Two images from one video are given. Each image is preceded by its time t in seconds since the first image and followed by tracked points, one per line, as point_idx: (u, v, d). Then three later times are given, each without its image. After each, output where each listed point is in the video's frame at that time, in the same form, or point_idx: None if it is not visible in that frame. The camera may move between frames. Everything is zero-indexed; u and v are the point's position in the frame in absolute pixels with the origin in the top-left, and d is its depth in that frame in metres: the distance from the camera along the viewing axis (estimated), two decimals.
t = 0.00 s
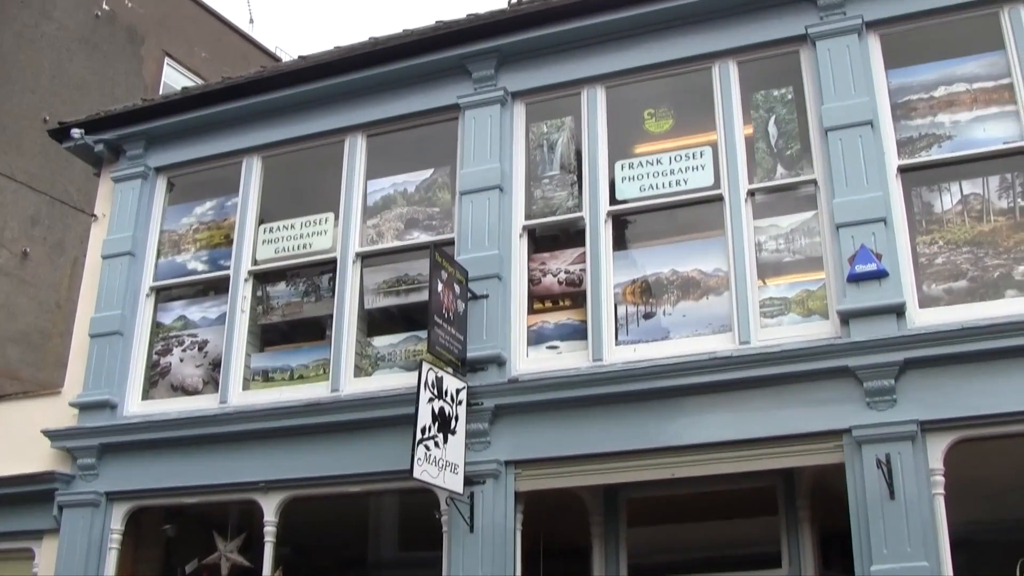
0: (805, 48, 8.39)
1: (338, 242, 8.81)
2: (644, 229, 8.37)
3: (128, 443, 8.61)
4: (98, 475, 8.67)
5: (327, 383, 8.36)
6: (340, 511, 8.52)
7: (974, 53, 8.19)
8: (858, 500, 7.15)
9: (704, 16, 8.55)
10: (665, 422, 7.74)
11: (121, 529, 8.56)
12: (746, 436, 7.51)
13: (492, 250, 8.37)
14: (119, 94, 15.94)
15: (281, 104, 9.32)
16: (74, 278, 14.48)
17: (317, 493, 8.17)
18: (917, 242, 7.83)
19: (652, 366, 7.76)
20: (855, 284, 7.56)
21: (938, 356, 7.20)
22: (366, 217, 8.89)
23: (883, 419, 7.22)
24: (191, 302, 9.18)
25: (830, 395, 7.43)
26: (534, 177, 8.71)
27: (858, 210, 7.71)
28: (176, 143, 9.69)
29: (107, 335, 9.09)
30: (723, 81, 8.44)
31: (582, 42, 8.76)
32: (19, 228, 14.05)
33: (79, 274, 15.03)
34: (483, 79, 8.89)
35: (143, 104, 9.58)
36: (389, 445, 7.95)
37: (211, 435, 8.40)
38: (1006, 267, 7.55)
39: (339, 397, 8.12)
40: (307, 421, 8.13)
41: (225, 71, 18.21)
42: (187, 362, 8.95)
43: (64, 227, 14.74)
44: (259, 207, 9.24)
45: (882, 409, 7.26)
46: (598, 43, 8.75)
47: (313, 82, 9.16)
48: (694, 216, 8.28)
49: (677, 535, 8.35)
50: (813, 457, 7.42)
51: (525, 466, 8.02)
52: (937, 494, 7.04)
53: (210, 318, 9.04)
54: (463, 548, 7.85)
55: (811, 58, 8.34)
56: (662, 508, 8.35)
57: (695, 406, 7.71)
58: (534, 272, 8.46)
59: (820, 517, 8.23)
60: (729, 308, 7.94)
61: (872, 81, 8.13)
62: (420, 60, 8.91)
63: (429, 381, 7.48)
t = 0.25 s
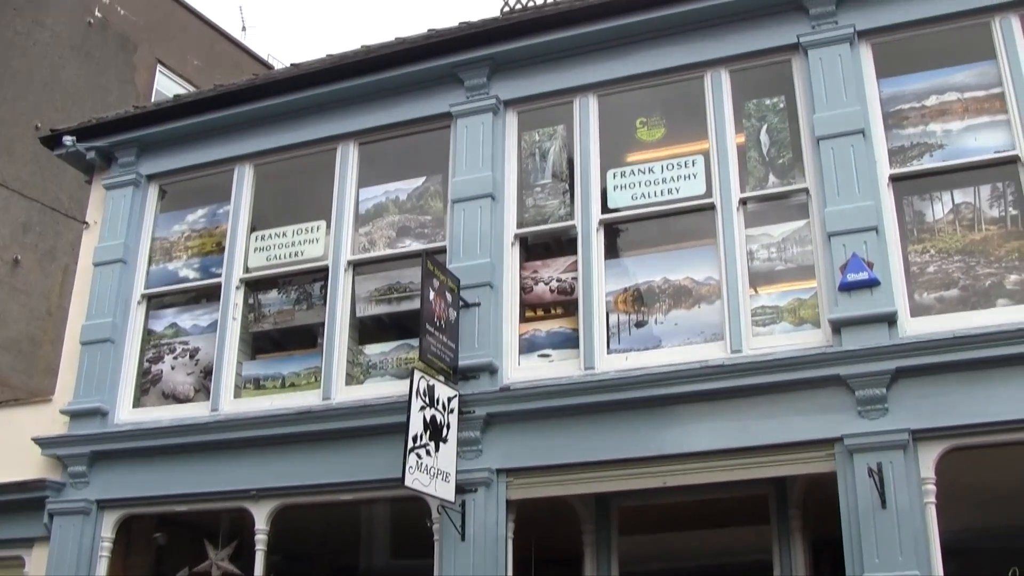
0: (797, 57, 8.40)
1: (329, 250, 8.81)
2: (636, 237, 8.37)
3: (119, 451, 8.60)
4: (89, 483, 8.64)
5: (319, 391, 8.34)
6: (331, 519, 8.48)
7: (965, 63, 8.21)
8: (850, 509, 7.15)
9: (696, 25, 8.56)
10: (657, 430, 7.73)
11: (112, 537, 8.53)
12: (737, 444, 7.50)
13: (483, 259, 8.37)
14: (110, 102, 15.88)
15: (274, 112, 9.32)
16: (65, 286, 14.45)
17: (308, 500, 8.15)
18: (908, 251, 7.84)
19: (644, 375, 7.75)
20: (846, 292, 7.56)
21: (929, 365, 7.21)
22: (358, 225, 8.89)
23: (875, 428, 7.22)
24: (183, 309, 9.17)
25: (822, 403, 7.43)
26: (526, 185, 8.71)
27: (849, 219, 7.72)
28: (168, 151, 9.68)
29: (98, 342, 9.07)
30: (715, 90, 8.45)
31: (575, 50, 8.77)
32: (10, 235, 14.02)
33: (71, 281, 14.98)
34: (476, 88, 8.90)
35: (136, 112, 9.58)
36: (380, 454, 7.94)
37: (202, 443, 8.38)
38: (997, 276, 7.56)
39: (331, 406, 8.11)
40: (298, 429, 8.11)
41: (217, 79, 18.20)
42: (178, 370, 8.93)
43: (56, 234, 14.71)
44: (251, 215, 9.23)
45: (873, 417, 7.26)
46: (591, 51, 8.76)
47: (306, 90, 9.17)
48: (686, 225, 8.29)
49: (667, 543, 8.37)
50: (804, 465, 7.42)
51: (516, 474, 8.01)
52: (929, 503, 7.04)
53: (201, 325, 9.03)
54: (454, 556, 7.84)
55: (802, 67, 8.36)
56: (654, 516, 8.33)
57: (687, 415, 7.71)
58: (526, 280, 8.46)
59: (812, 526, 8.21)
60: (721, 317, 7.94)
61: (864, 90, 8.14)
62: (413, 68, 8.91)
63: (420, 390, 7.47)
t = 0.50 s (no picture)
0: (790, 65, 8.41)
1: (322, 256, 8.80)
2: (629, 245, 8.37)
3: (110, 457, 8.58)
4: (80, 490, 8.62)
5: (311, 398, 8.33)
6: (323, 526, 8.48)
7: (957, 72, 8.23)
8: (842, 516, 7.14)
9: (690, 33, 8.57)
10: (649, 438, 7.73)
11: (102, 543, 8.51)
12: (729, 452, 7.50)
13: (476, 266, 8.37)
14: (103, 108, 15.84)
15: (267, 118, 9.32)
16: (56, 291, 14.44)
17: (300, 507, 8.14)
18: (901, 259, 7.85)
19: (636, 382, 7.76)
20: (839, 301, 7.57)
21: (921, 373, 7.22)
22: (351, 232, 8.88)
23: (867, 436, 7.23)
24: (175, 315, 9.16)
25: (814, 412, 7.44)
26: (519, 192, 8.71)
27: (842, 228, 7.73)
28: (162, 156, 9.67)
29: (90, 348, 9.05)
30: (708, 98, 8.46)
31: (568, 58, 8.78)
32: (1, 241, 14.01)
33: (63, 287, 14.97)
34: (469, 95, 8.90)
35: (129, 117, 9.57)
36: (372, 461, 7.93)
37: (194, 449, 8.37)
38: (989, 284, 7.57)
39: (323, 412, 8.10)
40: (290, 436, 8.10)
41: (210, 85, 18.19)
42: (170, 376, 8.92)
43: (48, 240, 14.70)
44: (244, 222, 9.23)
45: (865, 425, 7.26)
46: (584, 59, 8.77)
47: (299, 96, 9.16)
48: (679, 232, 8.29)
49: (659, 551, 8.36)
50: (796, 473, 7.42)
51: (508, 482, 8.00)
52: (921, 510, 7.04)
53: (193, 331, 9.02)
54: (447, 563, 7.83)
55: (795, 75, 8.37)
56: (645, 524, 8.33)
57: (679, 422, 7.71)
58: (518, 287, 8.46)
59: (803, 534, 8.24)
60: (714, 325, 7.94)
61: (856, 99, 8.16)
62: (406, 74, 8.91)
63: (412, 397, 7.47)
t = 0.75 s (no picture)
0: (783, 74, 8.43)
1: (314, 261, 8.79)
2: (621, 252, 8.37)
3: (100, 461, 8.55)
4: (69, 493, 8.60)
5: (302, 403, 8.32)
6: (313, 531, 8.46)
7: (950, 81, 8.25)
8: (832, 524, 7.15)
9: (683, 40, 8.58)
10: (641, 445, 7.73)
11: (92, 547, 8.49)
12: (720, 460, 7.50)
13: (468, 272, 8.36)
14: (96, 111, 15.81)
15: (260, 122, 9.31)
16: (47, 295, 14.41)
17: (290, 512, 8.12)
18: (893, 268, 7.87)
19: (628, 389, 7.76)
20: (830, 309, 7.57)
21: (912, 382, 7.23)
22: (343, 237, 8.87)
23: (857, 444, 7.24)
24: (166, 319, 9.15)
25: (804, 420, 7.44)
26: (511, 199, 8.71)
27: (834, 236, 7.74)
28: (154, 160, 9.66)
29: (81, 352, 9.03)
30: (701, 105, 8.47)
31: (562, 64, 8.79)
32: None
33: (54, 290, 14.95)
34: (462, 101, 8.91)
35: (122, 120, 9.56)
36: (363, 466, 7.92)
37: (185, 453, 8.35)
38: (980, 293, 7.58)
39: (314, 417, 8.09)
40: (281, 441, 8.09)
41: (203, 89, 18.18)
42: (161, 380, 8.91)
43: (39, 242, 14.67)
44: (236, 226, 9.22)
45: (856, 433, 7.27)
46: (578, 65, 8.77)
47: (293, 101, 9.16)
48: (671, 240, 8.29)
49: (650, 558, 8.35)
50: (786, 481, 7.42)
51: (499, 488, 8.00)
52: (911, 519, 7.05)
53: (185, 335, 9.01)
54: (437, 568, 7.82)
55: (788, 83, 8.38)
56: (636, 531, 8.33)
57: (670, 429, 7.71)
58: (510, 293, 8.46)
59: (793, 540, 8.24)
60: (705, 332, 7.95)
61: (849, 107, 8.17)
62: (400, 80, 8.91)
63: (404, 402, 7.46)
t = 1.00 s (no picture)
0: (774, 82, 8.44)
1: (304, 264, 8.78)
2: (611, 258, 8.38)
3: (86, 462, 8.53)
4: (55, 494, 8.57)
5: (289, 406, 8.31)
6: (299, 534, 8.44)
7: (940, 91, 8.28)
8: (818, 532, 7.16)
9: (675, 47, 8.60)
10: (628, 451, 7.74)
11: (77, 549, 8.46)
12: (707, 467, 7.51)
13: (458, 276, 8.36)
14: (86, 111, 15.77)
15: (251, 124, 9.30)
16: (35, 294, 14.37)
17: (276, 515, 8.10)
18: (881, 277, 7.88)
19: (616, 395, 7.76)
20: (819, 317, 7.59)
21: (899, 391, 7.25)
22: (333, 239, 8.86)
23: (844, 452, 7.25)
24: (155, 320, 9.13)
25: (791, 428, 7.45)
26: (501, 203, 8.71)
27: (823, 244, 7.75)
28: (145, 160, 9.64)
29: (68, 352, 9.00)
30: (692, 112, 8.48)
31: (554, 69, 8.80)
32: None
33: (41, 289, 14.90)
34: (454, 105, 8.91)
35: (112, 121, 9.53)
36: (350, 470, 7.91)
37: (171, 455, 8.33)
38: (968, 303, 7.61)
39: (301, 420, 8.07)
40: (268, 444, 8.07)
41: (195, 90, 18.15)
42: (148, 381, 8.88)
43: (28, 242, 14.62)
44: (226, 227, 9.20)
45: (844, 441, 7.28)
46: (570, 71, 8.78)
47: (285, 102, 9.15)
48: (661, 246, 8.30)
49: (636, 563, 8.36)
50: (773, 488, 7.43)
51: (486, 492, 7.99)
52: (897, 527, 7.06)
53: (173, 337, 8.99)
54: (423, 572, 7.82)
55: (779, 91, 8.40)
56: (623, 536, 8.33)
57: (658, 436, 7.72)
58: (500, 298, 8.45)
59: (778, 548, 8.25)
60: (694, 339, 7.95)
61: (840, 116, 8.19)
62: (391, 83, 8.91)
63: (392, 406, 7.45)
